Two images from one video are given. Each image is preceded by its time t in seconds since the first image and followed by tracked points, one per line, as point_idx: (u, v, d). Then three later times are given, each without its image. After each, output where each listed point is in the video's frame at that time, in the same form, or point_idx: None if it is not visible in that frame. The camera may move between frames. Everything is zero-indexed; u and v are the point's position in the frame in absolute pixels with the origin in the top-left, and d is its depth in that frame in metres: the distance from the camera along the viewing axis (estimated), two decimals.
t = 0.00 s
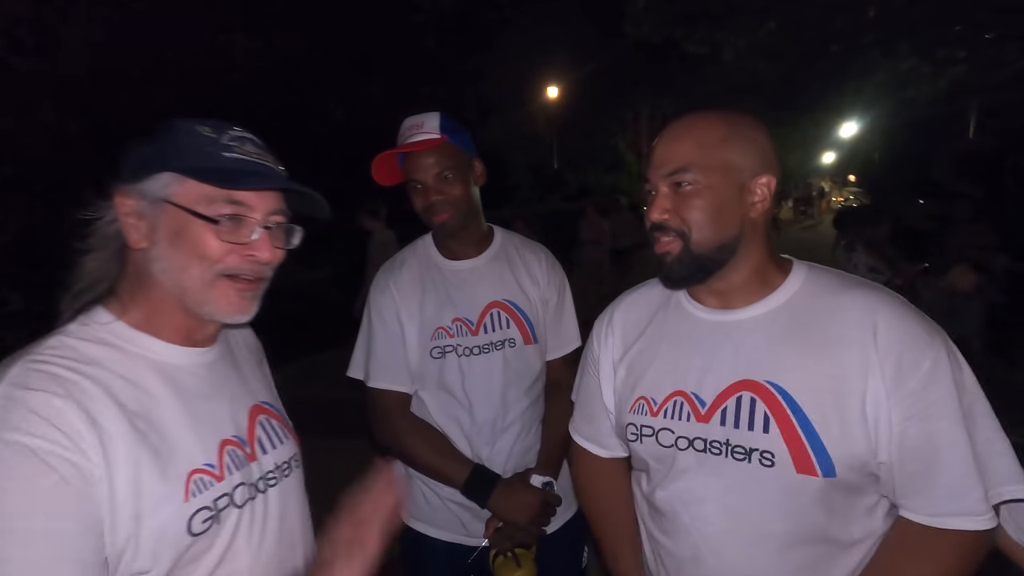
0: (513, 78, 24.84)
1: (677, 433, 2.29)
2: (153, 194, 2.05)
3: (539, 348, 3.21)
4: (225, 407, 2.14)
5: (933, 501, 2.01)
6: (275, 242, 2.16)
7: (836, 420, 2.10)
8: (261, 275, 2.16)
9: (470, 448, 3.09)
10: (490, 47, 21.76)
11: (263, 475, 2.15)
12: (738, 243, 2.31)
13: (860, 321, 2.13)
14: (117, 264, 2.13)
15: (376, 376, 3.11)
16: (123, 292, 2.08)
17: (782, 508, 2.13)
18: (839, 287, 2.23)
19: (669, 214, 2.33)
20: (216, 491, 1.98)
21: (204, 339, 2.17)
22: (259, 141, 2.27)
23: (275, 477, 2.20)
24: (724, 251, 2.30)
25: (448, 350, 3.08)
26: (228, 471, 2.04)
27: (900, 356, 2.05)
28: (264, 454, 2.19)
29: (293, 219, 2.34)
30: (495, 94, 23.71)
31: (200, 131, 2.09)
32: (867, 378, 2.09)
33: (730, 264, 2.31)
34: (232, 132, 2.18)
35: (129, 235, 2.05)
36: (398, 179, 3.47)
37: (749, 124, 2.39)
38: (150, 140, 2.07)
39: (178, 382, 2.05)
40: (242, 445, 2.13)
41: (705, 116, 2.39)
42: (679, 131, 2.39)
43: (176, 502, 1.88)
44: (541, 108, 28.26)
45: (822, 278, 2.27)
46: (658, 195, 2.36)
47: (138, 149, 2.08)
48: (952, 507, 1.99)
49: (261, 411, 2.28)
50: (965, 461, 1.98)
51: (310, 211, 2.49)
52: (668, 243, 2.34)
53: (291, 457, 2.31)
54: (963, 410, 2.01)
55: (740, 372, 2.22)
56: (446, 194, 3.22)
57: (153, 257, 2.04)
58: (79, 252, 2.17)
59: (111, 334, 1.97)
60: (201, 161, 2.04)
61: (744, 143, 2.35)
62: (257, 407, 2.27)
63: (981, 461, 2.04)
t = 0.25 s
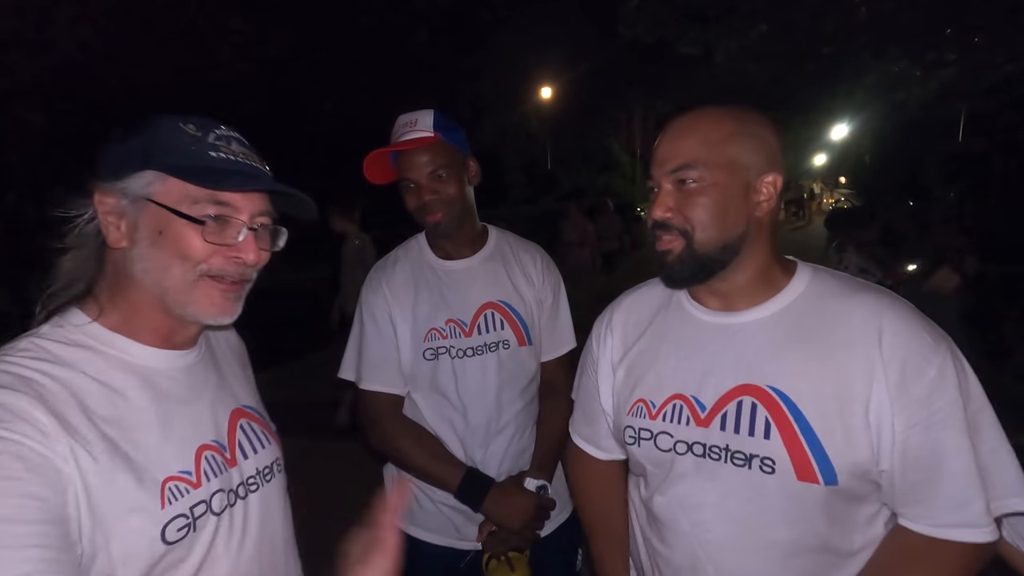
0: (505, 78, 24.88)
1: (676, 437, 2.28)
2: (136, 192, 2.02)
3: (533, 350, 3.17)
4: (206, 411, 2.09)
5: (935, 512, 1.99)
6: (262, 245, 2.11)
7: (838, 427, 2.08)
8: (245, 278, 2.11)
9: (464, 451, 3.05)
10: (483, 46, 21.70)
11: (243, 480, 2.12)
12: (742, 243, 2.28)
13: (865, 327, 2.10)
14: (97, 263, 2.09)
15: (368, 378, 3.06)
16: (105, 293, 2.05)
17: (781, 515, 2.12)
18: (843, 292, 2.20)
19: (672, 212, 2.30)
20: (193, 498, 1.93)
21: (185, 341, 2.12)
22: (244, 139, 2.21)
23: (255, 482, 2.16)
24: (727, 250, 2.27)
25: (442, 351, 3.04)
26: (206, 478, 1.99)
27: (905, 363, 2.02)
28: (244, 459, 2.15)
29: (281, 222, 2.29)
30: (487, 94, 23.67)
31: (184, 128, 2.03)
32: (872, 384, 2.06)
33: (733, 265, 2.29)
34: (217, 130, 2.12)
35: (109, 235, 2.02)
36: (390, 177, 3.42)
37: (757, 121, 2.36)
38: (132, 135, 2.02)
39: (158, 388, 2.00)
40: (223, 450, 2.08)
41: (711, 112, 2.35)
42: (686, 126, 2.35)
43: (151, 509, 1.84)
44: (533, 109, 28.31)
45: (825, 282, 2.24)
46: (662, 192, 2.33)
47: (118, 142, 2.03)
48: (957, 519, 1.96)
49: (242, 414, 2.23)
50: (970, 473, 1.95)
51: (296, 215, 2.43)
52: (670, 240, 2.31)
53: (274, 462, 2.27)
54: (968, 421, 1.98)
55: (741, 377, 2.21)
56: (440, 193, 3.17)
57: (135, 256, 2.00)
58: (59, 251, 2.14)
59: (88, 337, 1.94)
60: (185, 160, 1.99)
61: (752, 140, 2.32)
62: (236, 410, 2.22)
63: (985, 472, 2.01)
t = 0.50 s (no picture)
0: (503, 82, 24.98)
1: (676, 444, 2.26)
2: (149, 201, 1.99)
3: (530, 355, 3.14)
4: (199, 419, 2.06)
5: (940, 523, 1.97)
6: (271, 261, 2.13)
7: (841, 435, 2.06)
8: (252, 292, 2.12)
9: (460, 458, 3.02)
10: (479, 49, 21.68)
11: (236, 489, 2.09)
12: (743, 246, 2.25)
13: (869, 334, 2.08)
14: (98, 262, 2.04)
15: (362, 384, 3.03)
16: (104, 299, 2.01)
17: (784, 525, 2.10)
18: (847, 299, 2.17)
19: (672, 214, 2.27)
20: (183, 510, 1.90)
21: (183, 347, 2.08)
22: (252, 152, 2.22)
23: (249, 490, 2.14)
24: (728, 253, 2.23)
25: (437, 356, 3.01)
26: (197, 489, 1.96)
27: (910, 371, 1.99)
28: (239, 469, 2.12)
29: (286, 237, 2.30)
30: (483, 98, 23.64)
31: (201, 141, 2.03)
32: (875, 392, 2.04)
33: (734, 269, 2.25)
34: (231, 144, 2.12)
35: (116, 241, 1.98)
36: (386, 181, 3.39)
37: (759, 124, 2.33)
38: (148, 141, 1.99)
39: (150, 396, 1.96)
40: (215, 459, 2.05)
41: (712, 115, 2.33)
42: (686, 129, 2.33)
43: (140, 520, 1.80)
44: (531, 113, 28.40)
45: (828, 288, 2.22)
46: (662, 195, 2.31)
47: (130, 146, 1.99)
48: (963, 531, 1.95)
49: (237, 422, 2.19)
50: (977, 483, 1.93)
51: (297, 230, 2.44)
52: (669, 244, 2.29)
53: (266, 471, 2.24)
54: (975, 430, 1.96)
55: (742, 384, 2.19)
56: (436, 198, 3.14)
57: (143, 264, 1.97)
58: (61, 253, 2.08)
59: (81, 343, 1.90)
60: (205, 173, 1.99)
61: (754, 143, 2.29)
62: (231, 418, 2.18)
63: (992, 482, 1.99)
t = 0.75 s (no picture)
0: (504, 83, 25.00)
1: (679, 452, 2.23)
2: (148, 205, 1.97)
3: (531, 358, 3.11)
4: (198, 427, 2.04)
5: (950, 534, 1.94)
6: (270, 266, 2.09)
7: (848, 444, 2.03)
8: (252, 298, 2.09)
9: (460, 463, 2.99)
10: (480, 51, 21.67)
11: (234, 499, 2.06)
12: (748, 250, 2.23)
13: (874, 339, 2.06)
14: (104, 270, 2.05)
15: (361, 388, 3.01)
16: (108, 304, 2.01)
17: (790, 535, 2.07)
18: (853, 305, 2.15)
19: (675, 219, 2.26)
20: (171, 519, 1.88)
21: (183, 354, 2.08)
22: (256, 156, 2.20)
23: (247, 501, 2.11)
24: (731, 258, 2.21)
25: (437, 360, 2.99)
26: (187, 497, 1.93)
27: (918, 378, 1.97)
28: (237, 478, 2.09)
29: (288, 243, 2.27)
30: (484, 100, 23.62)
31: (201, 145, 2.01)
32: (883, 400, 2.02)
33: (738, 273, 2.23)
34: (232, 148, 2.09)
35: (117, 246, 1.97)
36: (387, 183, 3.37)
37: (764, 126, 2.31)
38: (149, 147, 1.98)
39: (148, 399, 1.96)
40: (213, 469, 2.03)
41: (717, 118, 2.30)
42: (691, 132, 2.30)
43: (123, 528, 1.79)
44: (531, 115, 28.42)
45: (835, 293, 2.20)
46: (666, 199, 2.29)
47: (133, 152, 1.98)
48: (975, 543, 1.92)
49: (236, 431, 2.17)
50: (988, 494, 1.90)
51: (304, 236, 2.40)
52: (673, 248, 2.27)
53: (266, 481, 2.21)
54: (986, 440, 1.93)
55: (747, 391, 2.16)
56: (437, 200, 3.12)
57: (141, 269, 1.96)
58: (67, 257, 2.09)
59: (83, 345, 1.91)
60: (202, 177, 1.97)
61: (758, 146, 2.27)
62: (231, 427, 2.16)
63: (1004, 494, 1.97)
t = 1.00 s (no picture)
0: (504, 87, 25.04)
1: (682, 459, 2.22)
2: (171, 215, 1.98)
3: (532, 363, 3.10)
4: (202, 437, 2.05)
5: (957, 544, 1.94)
6: (287, 284, 2.07)
7: (854, 453, 2.03)
8: (265, 314, 2.08)
9: (461, 468, 2.98)
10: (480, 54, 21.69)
11: (232, 513, 2.05)
12: (753, 258, 2.22)
13: (879, 347, 2.05)
14: (122, 277, 2.07)
15: (363, 393, 2.99)
16: (126, 310, 2.03)
17: (795, 544, 2.07)
18: (859, 312, 2.14)
19: (679, 226, 2.25)
20: (158, 533, 1.88)
21: (193, 364, 2.09)
22: (283, 173, 2.20)
23: (245, 516, 2.10)
24: (736, 265, 2.20)
25: (438, 364, 2.97)
26: (179, 511, 1.93)
27: (924, 387, 1.96)
28: (237, 491, 2.09)
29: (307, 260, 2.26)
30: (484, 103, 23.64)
31: (228, 158, 2.02)
32: (888, 409, 2.01)
33: (743, 280, 2.22)
34: (259, 163, 2.10)
35: (136, 253, 1.99)
36: (388, 187, 3.36)
37: (767, 131, 2.30)
38: (178, 157, 2.00)
39: (151, 408, 1.97)
40: (212, 483, 2.03)
41: (719, 123, 2.29)
42: (693, 138, 2.29)
43: (107, 540, 1.80)
44: (532, 118, 28.46)
45: (841, 300, 2.19)
46: (670, 206, 2.28)
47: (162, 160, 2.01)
48: (984, 554, 1.91)
49: (241, 443, 2.16)
50: (996, 505, 1.90)
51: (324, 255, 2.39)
52: (676, 255, 2.26)
53: (268, 494, 2.20)
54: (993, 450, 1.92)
55: (751, 399, 2.15)
56: (439, 205, 3.11)
57: (157, 278, 1.98)
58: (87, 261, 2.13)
59: (94, 348, 1.94)
60: (226, 191, 1.98)
61: (762, 151, 2.26)
62: (236, 438, 2.15)
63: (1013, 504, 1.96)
